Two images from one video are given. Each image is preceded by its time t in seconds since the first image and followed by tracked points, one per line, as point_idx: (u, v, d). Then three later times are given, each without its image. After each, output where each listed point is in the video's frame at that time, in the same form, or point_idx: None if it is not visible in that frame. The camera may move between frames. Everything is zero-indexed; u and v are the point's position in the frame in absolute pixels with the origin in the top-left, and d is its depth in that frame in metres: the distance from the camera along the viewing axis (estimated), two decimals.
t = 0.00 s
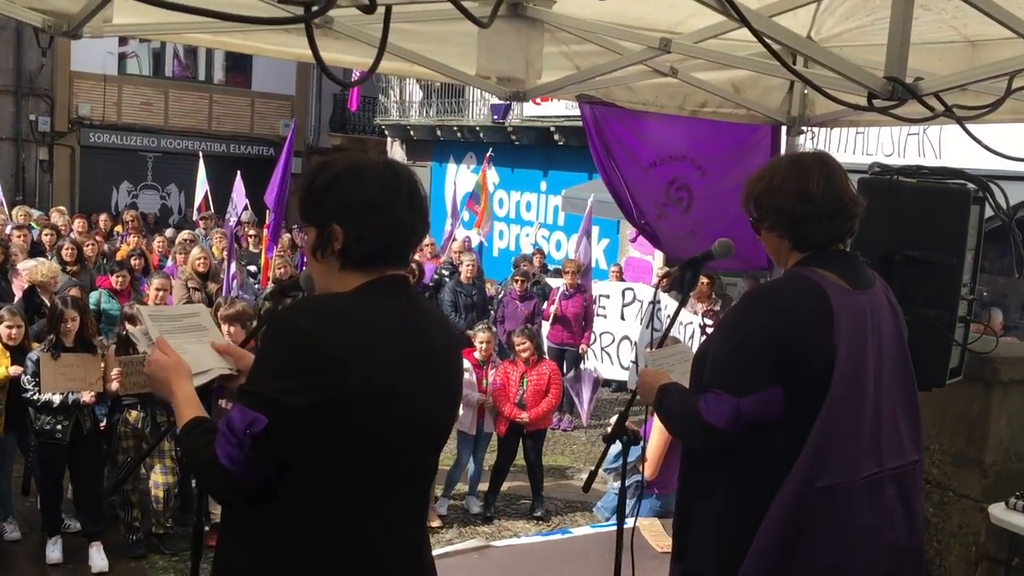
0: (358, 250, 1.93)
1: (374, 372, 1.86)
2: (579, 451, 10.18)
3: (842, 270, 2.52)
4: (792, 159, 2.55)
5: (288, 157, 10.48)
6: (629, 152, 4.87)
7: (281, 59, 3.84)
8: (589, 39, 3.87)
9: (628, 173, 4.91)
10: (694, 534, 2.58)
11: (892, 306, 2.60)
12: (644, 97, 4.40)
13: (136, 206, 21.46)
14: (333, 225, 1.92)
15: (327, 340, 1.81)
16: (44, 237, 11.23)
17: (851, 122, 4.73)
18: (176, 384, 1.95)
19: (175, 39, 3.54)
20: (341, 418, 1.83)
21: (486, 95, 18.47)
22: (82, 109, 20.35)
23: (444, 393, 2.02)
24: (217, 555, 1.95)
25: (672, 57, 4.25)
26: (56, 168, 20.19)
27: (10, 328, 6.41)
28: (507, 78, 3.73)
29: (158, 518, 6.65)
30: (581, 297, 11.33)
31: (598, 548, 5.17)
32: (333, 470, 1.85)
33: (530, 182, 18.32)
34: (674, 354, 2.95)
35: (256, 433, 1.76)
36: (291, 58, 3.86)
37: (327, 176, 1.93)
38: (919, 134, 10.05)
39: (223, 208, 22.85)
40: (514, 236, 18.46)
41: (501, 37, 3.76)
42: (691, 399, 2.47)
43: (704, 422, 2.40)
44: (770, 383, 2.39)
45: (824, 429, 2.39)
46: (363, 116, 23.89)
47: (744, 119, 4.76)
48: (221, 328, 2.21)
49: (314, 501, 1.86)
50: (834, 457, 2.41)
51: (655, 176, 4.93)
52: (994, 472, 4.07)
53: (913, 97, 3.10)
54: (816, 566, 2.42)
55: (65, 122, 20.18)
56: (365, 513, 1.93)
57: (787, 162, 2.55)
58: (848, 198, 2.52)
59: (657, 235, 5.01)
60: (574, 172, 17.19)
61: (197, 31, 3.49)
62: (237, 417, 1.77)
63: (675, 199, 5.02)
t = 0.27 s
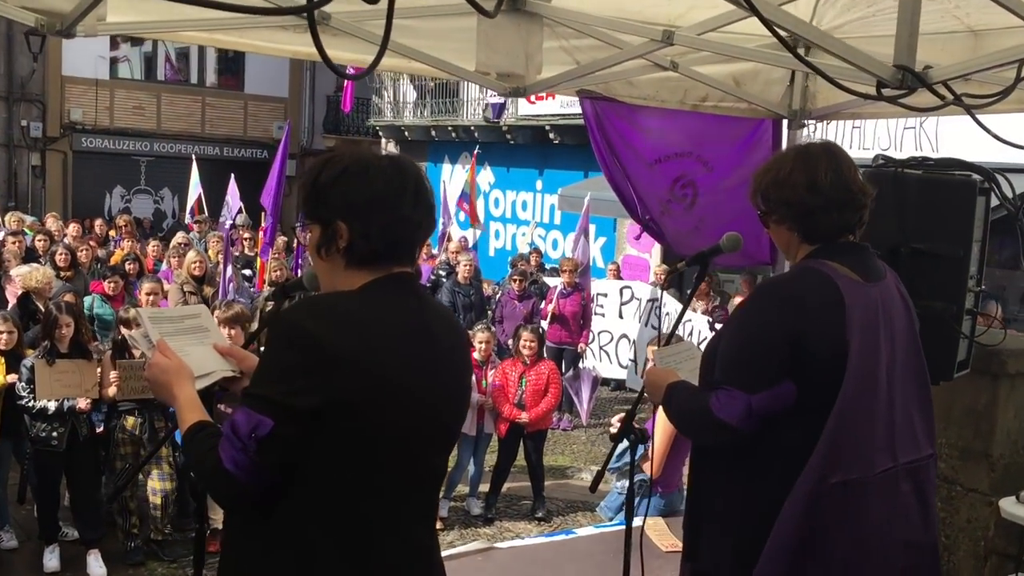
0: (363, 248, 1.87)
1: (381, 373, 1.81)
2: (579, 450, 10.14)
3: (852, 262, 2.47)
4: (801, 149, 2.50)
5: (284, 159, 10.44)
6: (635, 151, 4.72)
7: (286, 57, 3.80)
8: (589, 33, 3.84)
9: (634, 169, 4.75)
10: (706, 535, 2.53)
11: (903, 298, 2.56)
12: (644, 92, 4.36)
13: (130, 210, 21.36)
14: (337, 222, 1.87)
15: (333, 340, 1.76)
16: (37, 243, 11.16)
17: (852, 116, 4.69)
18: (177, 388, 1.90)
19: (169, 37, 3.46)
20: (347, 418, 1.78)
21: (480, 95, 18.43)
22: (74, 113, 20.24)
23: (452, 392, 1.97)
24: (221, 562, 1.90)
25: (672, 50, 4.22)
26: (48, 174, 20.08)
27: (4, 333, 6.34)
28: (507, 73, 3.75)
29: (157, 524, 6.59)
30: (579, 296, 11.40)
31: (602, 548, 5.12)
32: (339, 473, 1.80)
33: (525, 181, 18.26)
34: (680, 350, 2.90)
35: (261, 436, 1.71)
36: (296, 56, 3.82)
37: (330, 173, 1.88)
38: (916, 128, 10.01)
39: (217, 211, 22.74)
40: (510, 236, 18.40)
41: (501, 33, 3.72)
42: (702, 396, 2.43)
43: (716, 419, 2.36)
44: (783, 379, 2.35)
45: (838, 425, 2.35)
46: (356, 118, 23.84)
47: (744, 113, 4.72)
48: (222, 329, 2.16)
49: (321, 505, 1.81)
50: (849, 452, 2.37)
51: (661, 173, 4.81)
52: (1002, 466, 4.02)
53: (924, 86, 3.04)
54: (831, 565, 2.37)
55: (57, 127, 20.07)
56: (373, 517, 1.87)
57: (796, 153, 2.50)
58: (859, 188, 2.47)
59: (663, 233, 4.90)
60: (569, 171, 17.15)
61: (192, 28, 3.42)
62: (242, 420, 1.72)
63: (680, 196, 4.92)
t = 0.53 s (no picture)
0: (371, 249, 1.82)
1: (392, 377, 1.76)
2: (584, 450, 10.09)
3: (867, 257, 2.42)
4: (815, 142, 2.46)
5: (284, 161, 10.40)
6: (639, 147, 4.73)
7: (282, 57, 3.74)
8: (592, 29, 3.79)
9: (638, 164, 4.77)
10: (720, 538, 2.48)
11: (920, 293, 2.51)
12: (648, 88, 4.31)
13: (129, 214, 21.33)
14: (343, 224, 1.81)
15: (341, 344, 1.71)
16: (36, 247, 11.11)
17: (858, 109, 4.65)
18: (181, 394, 1.84)
19: (168, 37, 3.40)
20: (356, 423, 1.73)
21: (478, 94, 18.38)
22: (72, 117, 20.19)
23: (464, 395, 1.92)
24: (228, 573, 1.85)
25: (677, 45, 4.17)
26: (47, 178, 20.05)
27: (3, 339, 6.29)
28: (511, 70, 3.68)
29: (161, 530, 6.55)
30: (581, 294, 11.27)
31: (611, 549, 5.07)
32: (348, 481, 1.75)
33: (525, 180, 18.20)
34: (691, 350, 2.85)
35: (269, 444, 1.66)
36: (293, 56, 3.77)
37: (335, 173, 1.83)
38: (918, 122, 9.94)
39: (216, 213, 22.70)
40: (511, 235, 18.35)
41: (504, 29, 3.68)
42: (716, 396, 2.38)
43: (730, 419, 2.31)
44: (800, 378, 2.30)
45: (855, 424, 2.30)
46: (355, 118, 23.79)
47: (749, 108, 4.67)
48: (226, 334, 2.11)
49: (330, 514, 1.76)
50: (867, 452, 2.32)
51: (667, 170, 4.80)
52: (1015, 462, 3.97)
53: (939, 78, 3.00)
54: (850, 568, 2.32)
55: (55, 131, 20.01)
56: (385, 526, 1.82)
57: (810, 146, 2.46)
58: (875, 181, 2.42)
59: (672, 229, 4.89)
60: (569, 169, 17.10)
61: (190, 28, 3.36)
62: (249, 428, 1.67)
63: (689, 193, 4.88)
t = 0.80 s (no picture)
0: (386, 248, 1.78)
1: (409, 379, 1.72)
2: (594, 447, 10.06)
3: (889, 251, 2.37)
4: (834, 135, 2.41)
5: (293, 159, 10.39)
6: (653, 141, 4.64)
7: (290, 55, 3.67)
8: (604, 23, 3.75)
9: (653, 160, 4.66)
10: (740, 538, 2.44)
11: (944, 288, 2.46)
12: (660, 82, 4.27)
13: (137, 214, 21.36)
14: (357, 222, 1.78)
15: (359, 344, 1.67)
16: (46, 247, 11.12)
17: (873, 101, 4.59)
18: (195, 396, 1.81)
19: (175, 34, 3.38)
20: (374, 427, 1.69)
21: (485, 91, 18.34)
22: (79, 118, 20.21)
23: (482, 396, 1.88)
24: None
25: (689, 39, 4.13)
26: (55, 179, 20.08)
27: (13, 340, 6.28)
28: (523, 65, 3.72)
29: (172, 530, 6.53)
30: (591, 291, 11.25)
31: (626, 547, 5.03)
32: (362, 487, 1.71)
33: (533, 176, 18.16)
34: (708, 348, 2.80)
35: (285, 447, 1.62)
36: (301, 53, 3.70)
37: (349, 170, 1.79)
38: (929, 115, 9.83)
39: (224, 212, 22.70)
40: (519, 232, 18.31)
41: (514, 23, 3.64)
42: (736, 394, 2.34)
43: (751, 418, 2.27)
44: (822, 375, 2.26)
45: (880, 423, 2.25)
46: (362, 117, 23.78)
47: (762, 102, 4.62)
48: (240, 334, 2.08)
49: (348, 520, 1.72)
50: (892, 451, 2.27)
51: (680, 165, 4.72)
52: None
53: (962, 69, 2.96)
54: (875, 568, 2.28)
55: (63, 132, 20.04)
56: (403, 531, 1.77)
57: (830, 139, 2.41)
58: (896, 173, 2.38)
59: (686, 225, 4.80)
60: (577, 165, 17.05)
61: (199, 25, 3.33)
62: (264, 431, 1.64)
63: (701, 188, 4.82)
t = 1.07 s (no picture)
0: (404, 240, 1.77)
1: (428, 373, 1.71)
2: (601, 439, 10.05)
3: (909, 243, 2.35)
4: (853, 125, 2.39)
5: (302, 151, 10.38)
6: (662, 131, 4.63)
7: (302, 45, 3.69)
8: (618, 14, 3.71)
9: (663, 151, 4.66)
10: (756, 532, 2.43)
11: (964, 281, 2.44)
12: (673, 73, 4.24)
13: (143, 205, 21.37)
14: (376, 213, 1.76)
15: (379, 337, 1.66)
16: (53, 239, 11.13)
17: (886, 92, 4.56)
18: (213, 388, 1.80)
19: (185, 24, 3.36)
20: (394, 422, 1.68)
21: (492, 82, 18.29)
22: (85, 110, 20.20)
23: (501, 390, 1.86)
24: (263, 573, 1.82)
25: (702, 29, 4.10)
26: (62, 171, 20.10)
27: (22, 332, 6.28)
28: (535, 56, 3.69)
29: (181, 521, 6.54)
30: (596, 283, 11.38)
31: (635, 540, 5.03)
32: (382, 482, 1.70)
33: (539, 168, 18.13)
34: (722, 341, 2.78)
35: (306, 441, 1.62)
36: (313, 43, 3.71)
37: (367, 161, 1.77)
38: (939, 106, 9.79)
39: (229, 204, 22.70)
40: (525, 224, 18.29)
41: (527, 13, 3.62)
42: (754, 387, 2.32)
43: (769, 412, 2.25)
44: (841, 369, 2.24)
45: (899, 417, 2.24)
46: (367, 108, 23.77)
47: (775, 92, 4.60)
48: (256, 326, 2.07)
49: (367, 514, 1.72)
50: (911, 445, 2.26)
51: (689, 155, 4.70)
52: None
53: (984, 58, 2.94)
54: (893, 564, 2.27)
55: (69, 124, 20.04)
56: (422, 524, 1.77)
57: (848, 129, 2.39)
58: (916, 164, 2.36)
59: (693, 216, 4.78)
60: (583, 157, 17.01)
61: (210, 16, 3.31)
62: (285, 425, 1.63)
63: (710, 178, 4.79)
